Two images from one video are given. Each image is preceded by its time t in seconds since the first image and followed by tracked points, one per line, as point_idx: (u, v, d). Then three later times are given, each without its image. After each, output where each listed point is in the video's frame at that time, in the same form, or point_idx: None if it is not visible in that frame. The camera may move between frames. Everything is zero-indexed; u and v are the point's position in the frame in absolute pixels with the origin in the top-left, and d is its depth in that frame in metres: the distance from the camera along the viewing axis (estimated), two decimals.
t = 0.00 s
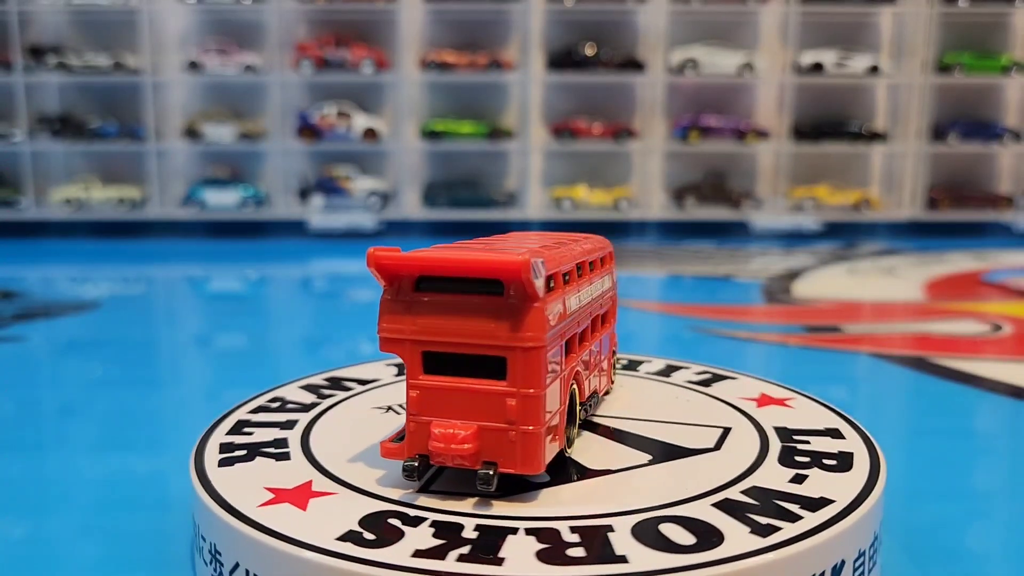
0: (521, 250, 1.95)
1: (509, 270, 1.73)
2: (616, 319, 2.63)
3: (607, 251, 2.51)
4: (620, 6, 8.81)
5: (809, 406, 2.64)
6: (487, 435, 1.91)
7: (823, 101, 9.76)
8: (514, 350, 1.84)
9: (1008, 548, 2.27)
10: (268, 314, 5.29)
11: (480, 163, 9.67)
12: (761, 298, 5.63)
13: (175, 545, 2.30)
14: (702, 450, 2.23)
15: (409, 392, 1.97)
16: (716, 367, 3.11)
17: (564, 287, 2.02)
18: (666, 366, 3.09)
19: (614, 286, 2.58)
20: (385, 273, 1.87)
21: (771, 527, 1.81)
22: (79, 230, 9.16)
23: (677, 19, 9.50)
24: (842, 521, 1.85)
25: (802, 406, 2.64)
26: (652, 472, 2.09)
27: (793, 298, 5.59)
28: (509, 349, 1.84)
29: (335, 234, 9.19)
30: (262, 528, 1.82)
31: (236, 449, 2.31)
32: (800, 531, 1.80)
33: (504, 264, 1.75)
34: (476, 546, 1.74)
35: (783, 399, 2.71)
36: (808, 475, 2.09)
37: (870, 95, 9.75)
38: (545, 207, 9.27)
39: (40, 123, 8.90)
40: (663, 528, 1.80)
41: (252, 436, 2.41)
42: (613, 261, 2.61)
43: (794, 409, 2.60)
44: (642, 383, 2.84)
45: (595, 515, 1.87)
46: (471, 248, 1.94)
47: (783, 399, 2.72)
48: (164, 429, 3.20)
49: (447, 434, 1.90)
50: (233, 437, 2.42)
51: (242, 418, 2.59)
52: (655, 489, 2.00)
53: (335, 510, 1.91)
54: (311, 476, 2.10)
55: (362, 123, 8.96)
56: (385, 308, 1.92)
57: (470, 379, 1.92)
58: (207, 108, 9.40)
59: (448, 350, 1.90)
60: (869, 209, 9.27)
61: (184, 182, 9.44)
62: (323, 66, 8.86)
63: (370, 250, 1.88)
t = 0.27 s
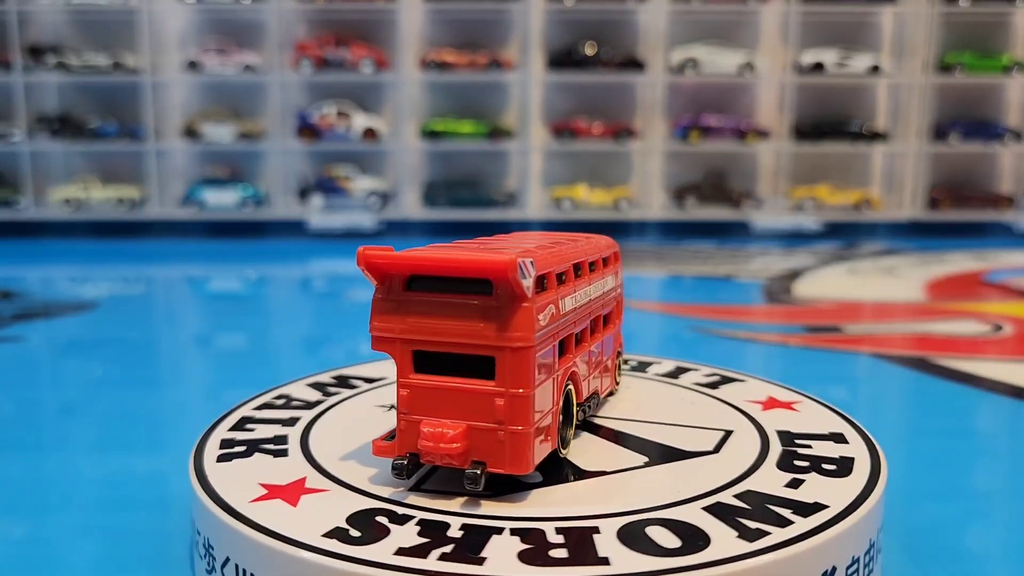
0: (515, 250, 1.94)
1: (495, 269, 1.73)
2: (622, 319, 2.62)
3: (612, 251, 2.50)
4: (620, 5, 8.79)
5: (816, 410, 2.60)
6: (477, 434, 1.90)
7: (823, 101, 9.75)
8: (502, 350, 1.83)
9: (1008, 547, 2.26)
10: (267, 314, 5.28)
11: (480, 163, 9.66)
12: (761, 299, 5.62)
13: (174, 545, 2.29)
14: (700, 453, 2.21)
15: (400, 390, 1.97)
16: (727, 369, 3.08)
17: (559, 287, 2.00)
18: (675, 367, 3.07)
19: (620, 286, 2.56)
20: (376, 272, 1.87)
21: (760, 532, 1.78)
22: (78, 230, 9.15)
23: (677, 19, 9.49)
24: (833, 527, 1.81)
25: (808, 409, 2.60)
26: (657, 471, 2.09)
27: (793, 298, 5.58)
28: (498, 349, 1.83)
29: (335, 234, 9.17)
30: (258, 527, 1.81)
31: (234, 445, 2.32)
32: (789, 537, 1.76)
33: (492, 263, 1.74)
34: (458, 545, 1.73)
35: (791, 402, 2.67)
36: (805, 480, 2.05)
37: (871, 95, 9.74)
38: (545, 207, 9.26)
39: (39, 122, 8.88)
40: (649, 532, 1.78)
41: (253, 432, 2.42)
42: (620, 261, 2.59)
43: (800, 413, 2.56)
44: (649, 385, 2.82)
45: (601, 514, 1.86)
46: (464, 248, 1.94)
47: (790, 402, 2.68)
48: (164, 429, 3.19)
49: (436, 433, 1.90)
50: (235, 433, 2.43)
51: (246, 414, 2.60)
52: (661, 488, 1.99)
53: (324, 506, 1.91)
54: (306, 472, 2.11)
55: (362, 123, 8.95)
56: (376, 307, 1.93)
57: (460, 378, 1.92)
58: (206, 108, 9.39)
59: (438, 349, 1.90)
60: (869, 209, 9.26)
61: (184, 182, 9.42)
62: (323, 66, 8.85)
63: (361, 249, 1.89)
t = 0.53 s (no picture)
0: (509, 250, 1.94)
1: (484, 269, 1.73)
2: (626, 319, 2.62)
3: (617, 251, 2.50)
4: (620, 5, 8.79)
5: (822, 414, 2.56)
6: (466, 434, 1.90)
7: (823, 101, 9.75)
8: (491, 350, 1.83)
9: (1008, 547, 2.26)
10: (267, 314, 5.28)
11: (480, 163, 9.66)
12: (761, 299, 5.62)
13: (175, 546, 2.29)
14: (697, 455, 2.19)
15: (392, 388, 1.99)
16: (737, 371, 3.06)
17: (552, 288, 2.00)
18: (683, 369, 3.05)
19: (624, 286, 2.56)
20: (368, 271, 1.89)
21: (748, 536, 1.76)
22: (78, 230, 9.15)
23: (677, 19, 9.50)
24: (822, 532, 1.78)
25: (814, 413, 2.57)
26: (662, 469, 2.10)
27: (793, 298, 5.58)
28: (487, 349, 1.84)
29: (335, 234, 9.17)
30: (255, 526, 1.82)
31: (234, 441, 2.36)
32: (775, 542, 1.73)
33: (479, 263, 1.75)
34: (441, 543, 1.73)
35: (798, 405, 2.65)
36: (801, 484, 2.02)
37: (871, 95, 9.74)
38: (545, 207, 9.26)
39: (39, 122, 8.88)
40: (635, 534, 1.77)
41: (256, 429, 2.46)
42: (625, 262, 2.59)
43: (806, 417, 2.53)
44: (656, 387, 2.80)
45: (603, 514, 1.86)
46: (458, 247, 1.94)
47: (796, 405, 2.65)
48: (164, 429, 3.19)
49: (425, 432, 1.90)
50: (237, 429, 2.46)
51: (252, 410, 2.63)
52: (665, 488, 2.00)
53: (315, 502, 1.93)
54: (302, 468, 2.13)
55: (362, 123, 8.95)
56: (368, 306, 1.94)
57: (450, 377, 1.92)
58: (206, 108, 9.39)
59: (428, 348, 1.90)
60: (869, 209, 9.26)
61: (184, 183, 9.42)
62: (323, 66, 8.85)
63: (353, 249, 1.90)
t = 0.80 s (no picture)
0: (502, 250, 1.95)
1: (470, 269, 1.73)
2: (630, 320, 2.61)
3: (620, 251, 2.49)
4: (620, 5, 8.79)
5: (826, 418, 2.52)
6: (456, 433, 1.91)
7: (823, 101, 9.75)
8: (480, 349, 1.83)
9: (1008, 547, 2.26)
10: (268, 314, 5.27)
11: (480, 163, 9.66)
12: (761, 299, 5.62)
13: (175, 546, 2.29)
14: (694, 458, 2.17)
15: (384, 387, 2.00)
16: (746, 373, 3.03)
17: (546, 289, 2.00)
18: (691, 371, 3.04)
19: (628, 285, 2.55)
20: (360, 270, 1.90)
21: (734, 540, 1.74)
22: (79, 230, 9.14)
23: (677, 19, 9.50)
24: (809, 538, 1.76)
25: (817, 416, 2.53)
26: (664, 468, 2.11)
27: (793, 298, 5.58)
28: (476, 348, 1.84)
29: (335, 234, 9.16)
30: (254, 525, 1.82)
31: (234, 436, 2.39)
32: (762, 546, 1.71)
33: (467, 263, 1.75)
34: (425, 540, 1.74)
35: (803, 408, 2.62)
36: (795, 489, 2.00)
37: (871, 95, 9.75)
38: (545, 207, 9.26)
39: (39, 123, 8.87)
40: (621, 536, 1.76)
41: (259, 425, 2.48)
42: (629, 263, 2.58)
43: (811, 420, 2.49)
44: (662, 389, 2.78)
45: (601, 514, 1.86)
46: (451, 247, 1.95)
47: (802, 408, 2.61)
48: (164, 429, 3.19)
49: (414, 431, 1.91)
50: (240, 425, 2.49)
51: (258, 406, 2.66)
52: (667, 487, 2.00)
53: (306, 499, 1.95)
54: (298, 465, 2.15)
55: (362, 123, 8.95)
56: (361, 305, 1.95)
57: (441, 376, 1.93)
58: (206, 108, 9.38)
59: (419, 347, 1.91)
60: (869, 209, 9.26)
61: (184, 182, 9.42)
62: (322, 66, 8.85)
63: (345, 248, 1.90)
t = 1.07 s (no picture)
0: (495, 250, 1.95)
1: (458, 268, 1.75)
2: (635, 320, 2.60)
3: (623, 252, 2.48)
4: (620, 5, 8.79)
5: (832, 423, 2.48)
6: (446, 432, 1.91)
7: (823, 101, 9.75)
8: (469, 349, 1.84)
9: (1008, 547, 2.26)
10: (268, 314, 5.27)
11: (480, 163, 9.66)
12: (762, 299, 5.62)
13: (176, 545, 2.29)
14: (690, 461, 2.15)
15: (377, 385, 2.01)
16: (756, 376, 2.99)
17: (539, 289, 1.99)
18: (700, 372, 3.02)
19: (633, 286, 2.54)
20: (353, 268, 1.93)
21: (720, 543, 1.72)
22: (79, 230, 9.14)
23: (676, 19, 9.50)
24: (803, 540, 1.74)
25: (822, 420, 2.50)
26: (666, 469, 2.10)
27: (794, 298, 5.58)
28: (465, 347, 1.84)
29: (335, 234, 9.16)
30: (255, 525, 1.82)
31: (235, 432, 2.42)
32: (747, 551, 1.69)
33: (455, 262, 1.76)
34: (410, 538, 1.75)
35: (810, 411, 2.58)
36: (789, 493, 1.97)
37: (871, 95, 9.75)
38: (545, 207, 9.25)
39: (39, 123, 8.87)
40: (605, 537, 1.76)
41: (262, 421, 2.51)
42: (635, 264, 2.58)
43: (816, 425, 2.45)
44: (668, 392, 2.75)
45: (599, 514, 1.85)
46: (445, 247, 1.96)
47: (808, 412, 2.57)
48: (164, 429, 3.19)
49: (405, 429, 1.92)
50: (244, 421, 2.53)
51: (264, 402, 2.69)
52: (664, 486, 2.00)
53: (298, 495, 1.97)
54: (295, 462, 2.18)
55: (362, 123, 8.94)
56: (355, 303, 1.97)
57: (432, 375, 1.94)
58: (206, 107, 9.38)
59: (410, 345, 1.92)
60: (870, 209, 9.25)
61: (184, 183, 9.42)
62: (322, 66, 8.84)
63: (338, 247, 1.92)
